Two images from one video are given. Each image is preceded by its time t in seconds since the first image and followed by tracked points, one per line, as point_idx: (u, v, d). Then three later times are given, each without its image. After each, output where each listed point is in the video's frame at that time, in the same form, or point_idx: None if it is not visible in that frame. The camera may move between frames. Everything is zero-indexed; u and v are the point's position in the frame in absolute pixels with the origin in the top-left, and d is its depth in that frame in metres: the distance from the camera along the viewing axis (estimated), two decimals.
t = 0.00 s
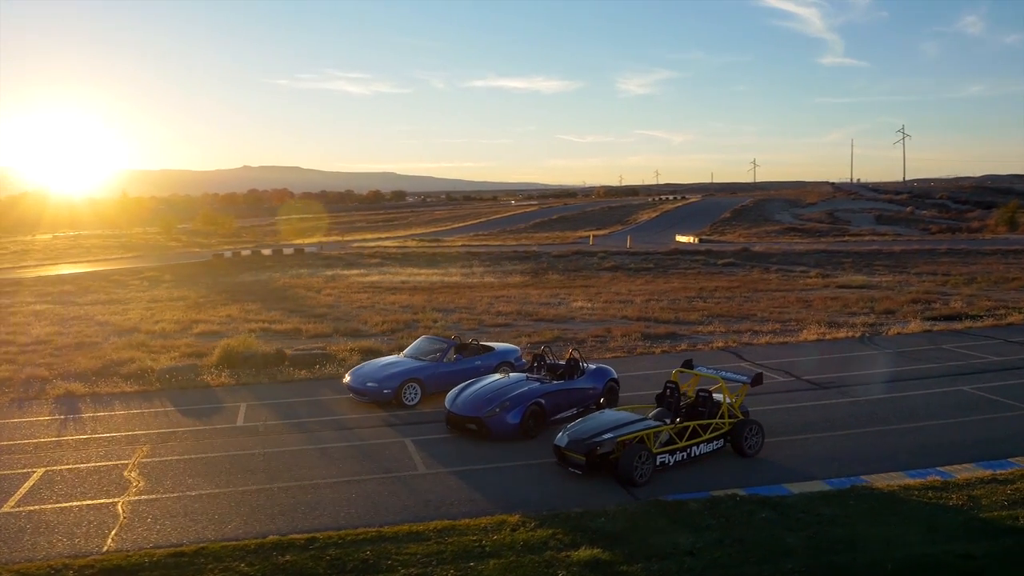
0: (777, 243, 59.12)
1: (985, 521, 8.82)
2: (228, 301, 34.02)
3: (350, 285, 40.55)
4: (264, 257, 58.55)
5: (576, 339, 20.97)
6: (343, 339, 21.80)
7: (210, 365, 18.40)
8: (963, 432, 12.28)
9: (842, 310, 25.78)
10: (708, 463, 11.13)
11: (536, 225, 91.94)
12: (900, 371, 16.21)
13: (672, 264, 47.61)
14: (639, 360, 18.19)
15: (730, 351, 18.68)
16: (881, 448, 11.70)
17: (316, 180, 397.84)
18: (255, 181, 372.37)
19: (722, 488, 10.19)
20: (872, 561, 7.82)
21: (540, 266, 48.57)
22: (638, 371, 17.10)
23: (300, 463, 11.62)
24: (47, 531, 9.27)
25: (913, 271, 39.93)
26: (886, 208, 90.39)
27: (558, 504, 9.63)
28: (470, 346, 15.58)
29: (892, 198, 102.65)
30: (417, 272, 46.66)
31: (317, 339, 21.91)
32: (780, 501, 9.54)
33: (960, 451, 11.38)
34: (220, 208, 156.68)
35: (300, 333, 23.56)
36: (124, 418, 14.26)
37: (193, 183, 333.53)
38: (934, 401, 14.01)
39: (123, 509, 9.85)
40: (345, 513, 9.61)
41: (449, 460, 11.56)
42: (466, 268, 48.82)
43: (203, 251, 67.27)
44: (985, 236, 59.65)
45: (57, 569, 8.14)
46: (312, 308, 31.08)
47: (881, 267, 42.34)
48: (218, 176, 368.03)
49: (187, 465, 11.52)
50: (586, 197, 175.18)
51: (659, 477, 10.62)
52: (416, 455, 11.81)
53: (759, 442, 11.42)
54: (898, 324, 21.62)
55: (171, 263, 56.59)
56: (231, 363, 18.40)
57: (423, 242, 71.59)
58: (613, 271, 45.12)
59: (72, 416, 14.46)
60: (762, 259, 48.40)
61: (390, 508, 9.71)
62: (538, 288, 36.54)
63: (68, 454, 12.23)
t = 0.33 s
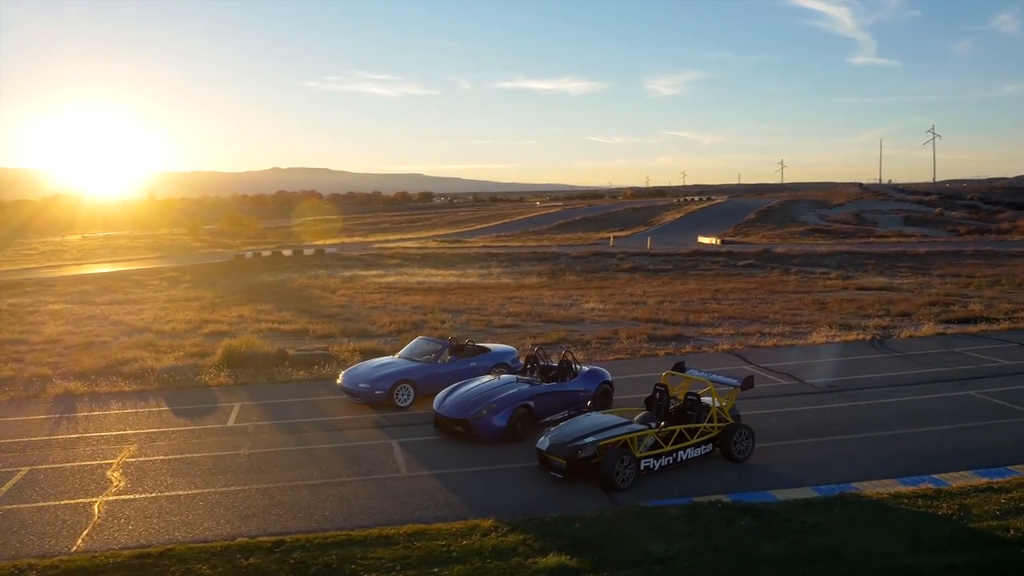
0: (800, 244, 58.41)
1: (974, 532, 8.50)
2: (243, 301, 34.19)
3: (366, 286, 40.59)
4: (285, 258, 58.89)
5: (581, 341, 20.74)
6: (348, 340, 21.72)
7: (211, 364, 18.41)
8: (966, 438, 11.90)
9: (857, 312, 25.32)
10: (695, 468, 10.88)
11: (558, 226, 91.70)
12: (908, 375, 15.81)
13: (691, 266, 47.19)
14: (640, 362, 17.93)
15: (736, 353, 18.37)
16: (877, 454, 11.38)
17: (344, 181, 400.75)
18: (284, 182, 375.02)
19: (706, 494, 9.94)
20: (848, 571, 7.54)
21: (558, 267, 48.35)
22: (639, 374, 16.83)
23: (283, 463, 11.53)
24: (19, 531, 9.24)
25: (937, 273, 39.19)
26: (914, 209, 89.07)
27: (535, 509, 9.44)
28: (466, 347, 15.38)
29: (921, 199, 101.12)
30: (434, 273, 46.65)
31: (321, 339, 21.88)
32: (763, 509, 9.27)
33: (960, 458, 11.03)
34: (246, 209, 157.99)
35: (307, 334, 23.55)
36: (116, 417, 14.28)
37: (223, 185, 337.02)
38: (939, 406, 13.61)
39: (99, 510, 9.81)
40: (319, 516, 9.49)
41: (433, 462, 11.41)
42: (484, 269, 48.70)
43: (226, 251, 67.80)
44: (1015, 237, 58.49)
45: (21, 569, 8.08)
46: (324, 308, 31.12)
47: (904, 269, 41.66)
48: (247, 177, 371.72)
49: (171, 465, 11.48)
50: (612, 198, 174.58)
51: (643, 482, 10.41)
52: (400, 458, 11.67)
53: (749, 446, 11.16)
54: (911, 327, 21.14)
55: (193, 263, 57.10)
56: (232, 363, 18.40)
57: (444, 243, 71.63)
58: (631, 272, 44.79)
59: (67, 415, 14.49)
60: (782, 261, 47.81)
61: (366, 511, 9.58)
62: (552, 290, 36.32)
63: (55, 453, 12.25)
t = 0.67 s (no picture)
0: (831, 246, 57.51)
1: (965, 543, 8.16)
2: (263, 301, 34.41)
3: (388, 287, 40.64)
4: (312, 258, 59.25)
5: (590, 343, 20.48)
6: (357, 341, 21.68)
7: (219, 364, 18.50)
8: (971, 444, 11.51)
9: (879, 314, 24.74)
10: (686, 473, 10.63)
11: (587, 227, 91.34)
12: (921, 379, 15.37)
13: (716, 267, 46.66)
14: (648, 364, 17.63)
15: (746, 355, 18.01)
16: (878, 460, 11.04)
17: (377, 183, 402.96)
18: (319, 183, 378.25)
19: (693, 499, 9.69)
20: None
21: (582, 268, 48.06)
22: (644, 376, 16.55)
23: (271, 463, 11.48)
24: None
25: (969, 275, 38.25)
26: (951, 210, 87.34)
27: (514, 513, 9.26)
28: (466, 348, 15.10)
29: (959, 200, 99.05)
30: (458, 274, 46.61)
31: (332, 340, 21.87)
32: (749, 514, 9.01)
33: (962, 465, 10.66)
34: (279, 210, 159.51)
35: (319, 334, 23.58)
36: (117, 415, 14.36)
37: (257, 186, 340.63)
38: (946, 411, 13.21)
39: (81, 508, 9.81)
40: (297, 518, 9.40)
41: (421, 464, 11.29)
42: (507, 270, 48.58)
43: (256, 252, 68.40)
44: None
45: None
46: (342, 308, 31.17)
47: (935, 271, 40.74)
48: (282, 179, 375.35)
49: (160, 464, 11.48)
50: (644, 199, 173.47)
51: (630, 487, 10.17)
52: (389, 459, 11.57)
53: (743, 451, 10.87)
54: (930, 330, 20.60)
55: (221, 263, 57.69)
56: (239, 361, 18.46)
57: (470, 244, 71.66)
58: (656, 273, 44.37)
59: (70, 413, 14.60)
60: (810, 262, 47.06)
61: (345, 513, 9.48)
62: (572, 291, 36.04)
63: (50, 451, 12.32)
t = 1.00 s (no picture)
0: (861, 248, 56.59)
1: (951, 554, 7.86)
2: (283, 301, 34.63)
3: (408, 288, 40.69)
4: (337, 259, 59.56)
5: (600, 345, 20.23)
6: (367, 341, 21.66)
7: (226, 363, 18.58)
8: (975, 452, 11.11)
9: (899, 318, 24.20)
10: (674, 478, 10.42)
11: (615, 228, 90.94)
12: (932, 384, 14.94)
13: (742, 269, 46.10)
14: (653, 366, 17.36)
15: (755, 358, 17.68)
16: (875, 467, 10.69)
17: (411, 184, 404.96)
18: (353, 184, 381.16)
19: (677, 506, 9.48)
20: None
21: (605, 270, 47.76)
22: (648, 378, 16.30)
23: (259, 463, 11.46)
24: None
25: (1000, 278, 37.36)
26: (989, 211, 85.57)
27: (492, 518, 9.13)
28: (465, 349, 14.93)
29: (997, 201, 97.02)
30: (480, 275, 46.57)
31: (342, 340, 21.88)
32: (731, 522, 8.78)
33: (961, 474, 10.30)
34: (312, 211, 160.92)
35: (331, 335, 23.63)
36: (117, 414, 14.47)
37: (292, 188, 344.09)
38: (954, 418, 12.78)
39: (64, 507, 9.85)
40: (273, 520, 9.34)
41: (409, 466, 11.20)
42: (530, 271, 48.41)
43: (284, 253, 68.98)
44: None
45: None
46: (359, 309, 31.24)
47: (966, 274, 39.85)
48: (317, 180, 378.74)
49: (150, 463, 11.52)
50: (675, 201, 172.32)
51: (614, 492, 9.99)
52: (378, 461, 11.49)
53: (734, 457, 10.63)
54: (949, 334, 20.09)
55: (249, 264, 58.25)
56: (246, 361, 18.53)
57: (497, 245, 71.61)
58: (679, 274, 43.98)
59: (72, 412, 14.73)
60: (838, 264, 46.35)
61: (322, 515, 9.41)
62: (593, 293, 35.75)
63: (46, 448, 12.44)
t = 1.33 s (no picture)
0: (892, 250, 55.56)
1: (937, 566, 7.58)
2: (304, 302, 34.84)
3: (430, 289, 40.74)
4: (363, 260, 59.86)
5: (609, 348, 19.96)
6: (378, 343, 21.65)
7: (234, 363, 18.70)
8: (981, 460, 10.76)
9: (921, 321, 23.64)
10: (663, 484, 10.22)
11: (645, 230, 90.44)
12: (945, 389, 14.53)
13: (768, 271, 45.48)
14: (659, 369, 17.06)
15: (765, 362, 17.36)
16: (875, 474, 10.39)
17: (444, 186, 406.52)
18: (386, 185, 383.53)
19: (662, 511, 9.29)
20: None
21: (629, 271, 47.41)
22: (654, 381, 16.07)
23: (249, 463, 11.45)
24: None
25: None
26: None
27: (470, 522, 9.02)
28: (466, 351, 14.77)
29: None
30: (503, 276, 46.51)
31: (354, 342, 21.89)
32: (713, 529, 8.58)
33: (959, 482, 10.00)
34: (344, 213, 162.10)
35: (344, 336, 23.68)
36: (119, 413, 14.59)
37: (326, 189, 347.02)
38: (965, 425, 12.40)
39: (48, 505, 9.90)
40: (252, 519, 9.32)
41: (397, 468, 11.12)
42: (554, 273, 48.21)
43: (312, 254, 69.46)
44: None
45: None
46: (377, 310, 31.30)
47: (998, 277, 38.91)
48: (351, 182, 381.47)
49: (140, 463, 11.55)
50: (707, 203, 170.91)
51: (600, 497, 9.82)
52: (367, 462, 11.43)
53: (726, 463, 10.39)
54: (969, 338, 19.56)
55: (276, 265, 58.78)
56: (253, 360, 18.62)
57: (523, 246, 71.47)
58: (704, 276, 43.52)
59: (75, 411, 14.88)
60: (867, 267, 45.53)
61: (301, 516, 9.36)
62: (613, 295, 35.43)
63: (43, 446, 12.55)
